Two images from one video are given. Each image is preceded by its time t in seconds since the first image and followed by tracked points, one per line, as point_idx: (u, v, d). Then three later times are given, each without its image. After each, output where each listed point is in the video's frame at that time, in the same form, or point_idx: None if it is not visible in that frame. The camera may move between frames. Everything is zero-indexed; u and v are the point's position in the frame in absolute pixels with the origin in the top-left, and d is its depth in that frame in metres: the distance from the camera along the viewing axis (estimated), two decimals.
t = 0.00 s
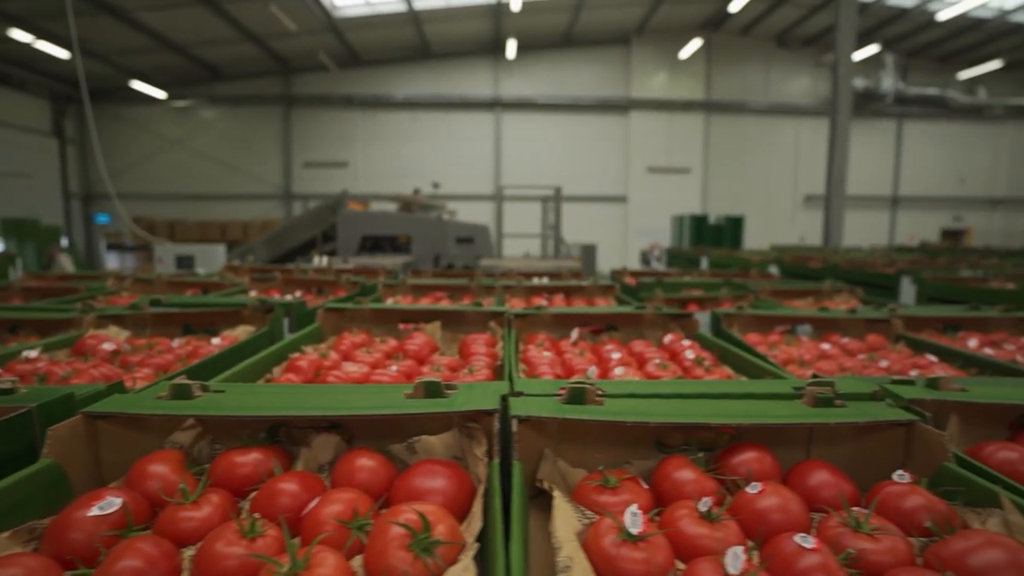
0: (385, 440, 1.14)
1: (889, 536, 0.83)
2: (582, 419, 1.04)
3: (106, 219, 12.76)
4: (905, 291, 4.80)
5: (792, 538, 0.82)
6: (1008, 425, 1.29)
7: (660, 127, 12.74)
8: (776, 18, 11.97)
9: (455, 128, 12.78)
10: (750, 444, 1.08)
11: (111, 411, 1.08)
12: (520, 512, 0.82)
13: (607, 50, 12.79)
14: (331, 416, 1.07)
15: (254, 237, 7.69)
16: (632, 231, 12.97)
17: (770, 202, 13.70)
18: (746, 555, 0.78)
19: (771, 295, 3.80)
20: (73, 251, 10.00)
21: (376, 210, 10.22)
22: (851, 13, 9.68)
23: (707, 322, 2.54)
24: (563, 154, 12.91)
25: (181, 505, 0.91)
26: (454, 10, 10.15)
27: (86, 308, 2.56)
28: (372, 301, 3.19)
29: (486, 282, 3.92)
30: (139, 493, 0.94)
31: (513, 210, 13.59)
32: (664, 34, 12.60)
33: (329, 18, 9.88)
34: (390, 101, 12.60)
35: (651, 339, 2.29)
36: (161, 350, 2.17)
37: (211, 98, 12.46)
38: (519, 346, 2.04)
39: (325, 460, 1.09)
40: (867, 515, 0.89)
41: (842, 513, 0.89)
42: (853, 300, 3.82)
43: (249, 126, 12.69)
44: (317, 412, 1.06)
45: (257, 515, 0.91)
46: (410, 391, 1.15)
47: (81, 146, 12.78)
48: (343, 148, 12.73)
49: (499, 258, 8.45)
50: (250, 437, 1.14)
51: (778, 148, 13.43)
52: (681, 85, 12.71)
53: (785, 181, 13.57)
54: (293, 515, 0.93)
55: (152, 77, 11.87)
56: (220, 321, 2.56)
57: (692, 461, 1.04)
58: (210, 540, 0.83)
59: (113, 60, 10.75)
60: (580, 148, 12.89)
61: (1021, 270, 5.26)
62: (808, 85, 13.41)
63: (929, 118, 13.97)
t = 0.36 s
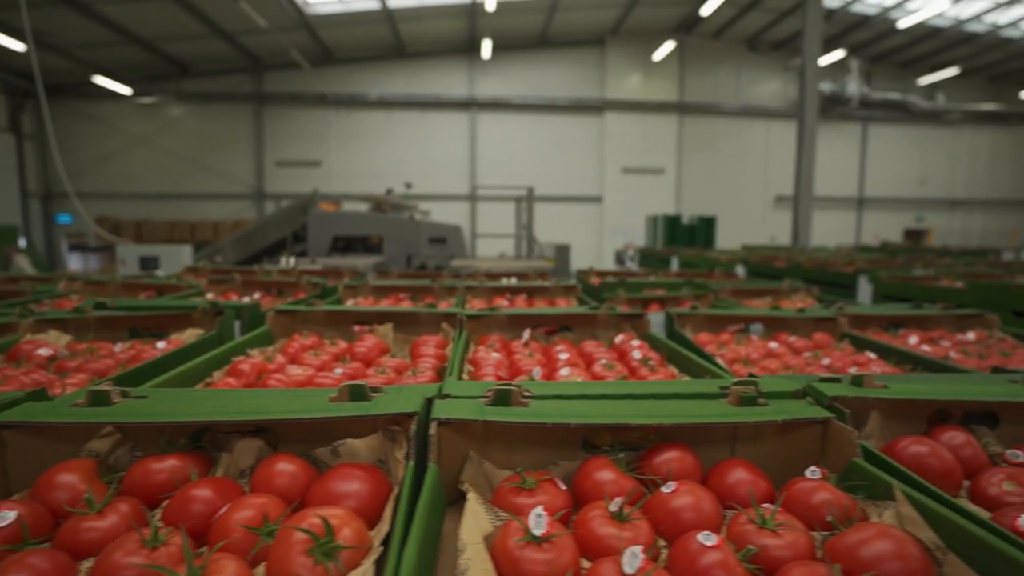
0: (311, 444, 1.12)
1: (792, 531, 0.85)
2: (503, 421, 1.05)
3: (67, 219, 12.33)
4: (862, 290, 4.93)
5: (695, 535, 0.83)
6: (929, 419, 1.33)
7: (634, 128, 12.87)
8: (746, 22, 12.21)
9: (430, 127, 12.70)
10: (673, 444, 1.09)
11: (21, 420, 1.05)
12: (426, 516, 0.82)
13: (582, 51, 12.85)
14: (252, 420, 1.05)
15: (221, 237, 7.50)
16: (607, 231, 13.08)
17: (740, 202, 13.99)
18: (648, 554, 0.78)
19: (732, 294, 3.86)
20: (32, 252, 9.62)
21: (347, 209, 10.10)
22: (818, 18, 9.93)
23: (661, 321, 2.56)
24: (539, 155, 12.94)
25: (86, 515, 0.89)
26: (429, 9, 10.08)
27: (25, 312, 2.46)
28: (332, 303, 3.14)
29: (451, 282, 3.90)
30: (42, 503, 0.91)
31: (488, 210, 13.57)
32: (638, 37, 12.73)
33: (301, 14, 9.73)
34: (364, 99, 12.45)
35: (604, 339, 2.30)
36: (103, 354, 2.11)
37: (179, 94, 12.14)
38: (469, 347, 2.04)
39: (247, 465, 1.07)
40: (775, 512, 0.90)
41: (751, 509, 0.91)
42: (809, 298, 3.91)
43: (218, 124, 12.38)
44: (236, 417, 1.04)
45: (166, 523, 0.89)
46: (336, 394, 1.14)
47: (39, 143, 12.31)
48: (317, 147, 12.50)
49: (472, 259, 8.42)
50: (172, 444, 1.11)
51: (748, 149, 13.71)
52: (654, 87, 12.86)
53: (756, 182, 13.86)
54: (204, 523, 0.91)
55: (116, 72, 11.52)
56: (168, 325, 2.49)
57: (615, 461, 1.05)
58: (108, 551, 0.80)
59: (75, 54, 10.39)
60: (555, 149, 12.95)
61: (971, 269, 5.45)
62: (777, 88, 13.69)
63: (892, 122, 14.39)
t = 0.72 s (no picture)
0: (235, 450, 1.10)
1: (703, 532, 0.85)
2: (427, 426, 1.03)
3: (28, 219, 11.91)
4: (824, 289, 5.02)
5: (604, 538, 0.83)
6: (860, 415, 1.35)
7: (612, 129, 12.95)
8: (721, 25, 12.38)
9: (408, 127, 12.59)
10: (601, 445, 1.08)
11: None
12: (331, 524, 0.80)
13: (560, 52, 12.87)
14: (170, 427, 1.02)
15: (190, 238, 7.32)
16: (584, 231, 13.15)
17: (715, 203, 14.21)
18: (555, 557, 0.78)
19: (695, 294, 3.88)
20: None
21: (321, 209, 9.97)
22: (789, 23, 10.13)
23: (618, 321, 2.56)
24: (517, 155, 12.95)
25: None
26: (406, 8, 9.98)
27: None
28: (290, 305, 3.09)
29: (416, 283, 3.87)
30: None
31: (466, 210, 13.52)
32: (615, 38, 12.81)
33: (274, 11, 9.58)
34: (340, 98, 12.27)
35: (559, 339, 2.30)
36: (41, 360, 2.03)
37: (146, 91, 11.83)
38: (420, 350, 2.02)
39: (166, 472, 1.04)
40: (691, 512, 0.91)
41: (668, 510, 0.91)
42: (770, 297, 3.97)
43: (187, 121, 12.09)
44: (153, 423, 1.01)
45: (69, 535, 0.86)
46: (260, 399, 1.12)
47: None
48: (292, 146, 12.28)
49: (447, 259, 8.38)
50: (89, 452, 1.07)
51: (722, 151, 13.93)
52: (631, 88, 12.96)
53: (729, 183, 14.10)
54: (109, 534, 0.88)
55: (80, 68, 11.17)
56: (114, 329, 2.42)
57: (539, 463, 1.05)
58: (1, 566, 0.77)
59: (37, 48, 10.05)
60: (533, 149, 12.97)
61: (928, 268, 5.62)
62: (751, 91, 13.94)
63: (861, 125, 14.75)
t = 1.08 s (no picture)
0: (159, 458, 1.07)
1: (620, 534, 0.84)
2: (353, 430, 1.02)
3: None
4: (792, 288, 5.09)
5: (519, 542, 0.82)
6: (799, 413, 1.36)
7: (592, 129, 13.02)
8: (698, 28, 12.54)
9: (388, 127, 12.48)
10: (532, 447, 1.08)
11: None
12: (238, 532, 0.78)
13: (541, 52, 12.89)
14: (86, 433, 0.99)
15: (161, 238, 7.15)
16: (565, 232, 13.21)
17: (694, 203, 14.38)
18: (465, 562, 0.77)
19: (663, 293, 3.88)
20: None
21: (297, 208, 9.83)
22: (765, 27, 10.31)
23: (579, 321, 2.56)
24: (498, 155, 12.94)
25: None
26: (385, 7, 9.92)
27: None
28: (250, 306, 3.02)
29: (383, 283, 3.83)
30: None
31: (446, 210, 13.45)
32: (595, 39, 12.88)
33: (251, 8, 9.45)
34: (319, 97, 12.10)
35: (517, 340, 2.29)
36: None
37: (117, 87, 11.55)
38: (373, 352, 1.99)
39: (83, 481, 1.01)
40: (613, 514, 0.90)
41: (590, 512, 0.90)
42: (736, 297, 3.99)
43: (160, 119, 11.81)
44: (67, 432, 0.98)
45: None
46: (185, 404, 1.09)
47: None
48: (269, 145, 12.10)
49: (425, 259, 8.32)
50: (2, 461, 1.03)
51: (700, 152, 14.11)
52: (611, 89, 13.04)
53: (707, 183, 14.29)
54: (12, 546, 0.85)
55: (49, 63, 10.85)
56: (61, 333, 2.34)
57: (469, 465, 1.04)
58: None
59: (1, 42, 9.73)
60: (513, 150, 12.98)
61: (891, 268, 5.75)
62: (728, 93, 14.14)
63: (834, 127, 15.04)
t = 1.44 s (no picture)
0: (82, 466, 1.03)
1: (543, 539, 0.84)
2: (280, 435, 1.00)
3: None
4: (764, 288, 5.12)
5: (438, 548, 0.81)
6: (747, 412, 1.35)
7: (574, 129, 13.05)
8: (679, 30, 12.64)
9: (369, 126, 12.37)
10: (467, 450, 1.07)
11: None
12: (146, 542, 0.76)
13: (523, 52, 12.87)
14: None
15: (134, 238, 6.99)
16: (548, 232, 13.23)
17: (675, 203, 14.50)
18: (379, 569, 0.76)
19: (634, 293, 3.86)
20: None
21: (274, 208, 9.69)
22: (743, 29, 10.42)
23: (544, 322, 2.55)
24: (480, 155, 12.91)
25: None
26: (366, 5, 9.83)
27: None
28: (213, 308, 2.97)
29: (352, 284, 3.77)
30: None
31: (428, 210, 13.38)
32: (577, 39, 12.90)
33: (227, 5, 9.31)
34: (299, 96, 11.93)
35: (479, 342, 2.28)
36: None
37: (89, 84, 11.27)
38: (329, 355, 1.96)
39: None
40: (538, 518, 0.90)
41: (516, 517, 0.89)
42: (706, 296, 3.97)
43: (135, 116, 11.54)
44: None
45: None
46: (109, 411, 1.06)
47: None
48: (247, 143, 11.91)
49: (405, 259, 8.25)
50: None
51: (681, 153, 14.24)
52: (593, 90, 13.08)
53: (688, 184, 14.44)
54: None
55: (17, 58, 10.55)
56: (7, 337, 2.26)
57: (401, 470, 1.03)
58: None
59: None
60: (496, 149, 12.96)
61: (861, 268, 5.84)
62: (709, 94, 14.29)
63: (812, 129, 15.27)
